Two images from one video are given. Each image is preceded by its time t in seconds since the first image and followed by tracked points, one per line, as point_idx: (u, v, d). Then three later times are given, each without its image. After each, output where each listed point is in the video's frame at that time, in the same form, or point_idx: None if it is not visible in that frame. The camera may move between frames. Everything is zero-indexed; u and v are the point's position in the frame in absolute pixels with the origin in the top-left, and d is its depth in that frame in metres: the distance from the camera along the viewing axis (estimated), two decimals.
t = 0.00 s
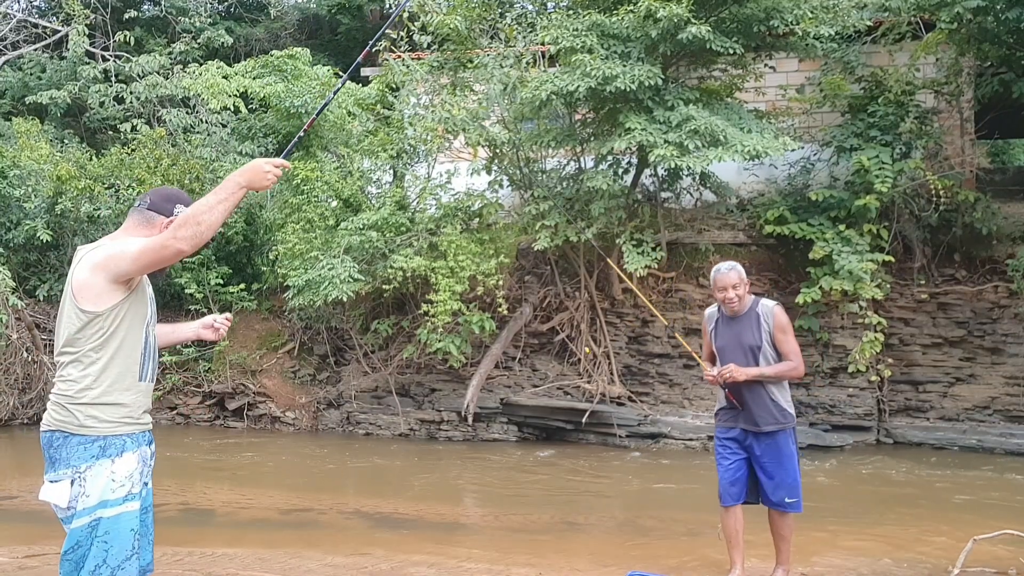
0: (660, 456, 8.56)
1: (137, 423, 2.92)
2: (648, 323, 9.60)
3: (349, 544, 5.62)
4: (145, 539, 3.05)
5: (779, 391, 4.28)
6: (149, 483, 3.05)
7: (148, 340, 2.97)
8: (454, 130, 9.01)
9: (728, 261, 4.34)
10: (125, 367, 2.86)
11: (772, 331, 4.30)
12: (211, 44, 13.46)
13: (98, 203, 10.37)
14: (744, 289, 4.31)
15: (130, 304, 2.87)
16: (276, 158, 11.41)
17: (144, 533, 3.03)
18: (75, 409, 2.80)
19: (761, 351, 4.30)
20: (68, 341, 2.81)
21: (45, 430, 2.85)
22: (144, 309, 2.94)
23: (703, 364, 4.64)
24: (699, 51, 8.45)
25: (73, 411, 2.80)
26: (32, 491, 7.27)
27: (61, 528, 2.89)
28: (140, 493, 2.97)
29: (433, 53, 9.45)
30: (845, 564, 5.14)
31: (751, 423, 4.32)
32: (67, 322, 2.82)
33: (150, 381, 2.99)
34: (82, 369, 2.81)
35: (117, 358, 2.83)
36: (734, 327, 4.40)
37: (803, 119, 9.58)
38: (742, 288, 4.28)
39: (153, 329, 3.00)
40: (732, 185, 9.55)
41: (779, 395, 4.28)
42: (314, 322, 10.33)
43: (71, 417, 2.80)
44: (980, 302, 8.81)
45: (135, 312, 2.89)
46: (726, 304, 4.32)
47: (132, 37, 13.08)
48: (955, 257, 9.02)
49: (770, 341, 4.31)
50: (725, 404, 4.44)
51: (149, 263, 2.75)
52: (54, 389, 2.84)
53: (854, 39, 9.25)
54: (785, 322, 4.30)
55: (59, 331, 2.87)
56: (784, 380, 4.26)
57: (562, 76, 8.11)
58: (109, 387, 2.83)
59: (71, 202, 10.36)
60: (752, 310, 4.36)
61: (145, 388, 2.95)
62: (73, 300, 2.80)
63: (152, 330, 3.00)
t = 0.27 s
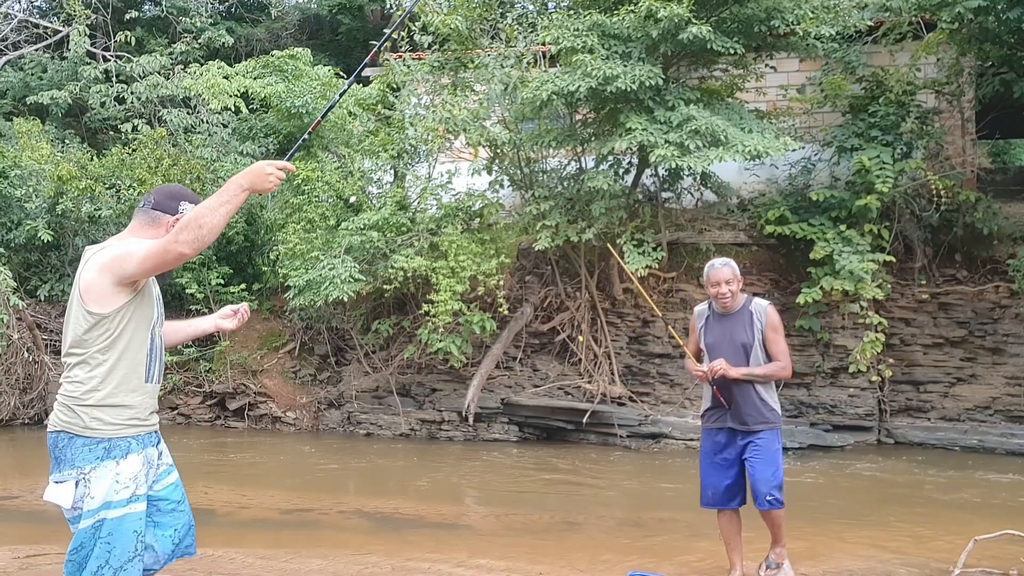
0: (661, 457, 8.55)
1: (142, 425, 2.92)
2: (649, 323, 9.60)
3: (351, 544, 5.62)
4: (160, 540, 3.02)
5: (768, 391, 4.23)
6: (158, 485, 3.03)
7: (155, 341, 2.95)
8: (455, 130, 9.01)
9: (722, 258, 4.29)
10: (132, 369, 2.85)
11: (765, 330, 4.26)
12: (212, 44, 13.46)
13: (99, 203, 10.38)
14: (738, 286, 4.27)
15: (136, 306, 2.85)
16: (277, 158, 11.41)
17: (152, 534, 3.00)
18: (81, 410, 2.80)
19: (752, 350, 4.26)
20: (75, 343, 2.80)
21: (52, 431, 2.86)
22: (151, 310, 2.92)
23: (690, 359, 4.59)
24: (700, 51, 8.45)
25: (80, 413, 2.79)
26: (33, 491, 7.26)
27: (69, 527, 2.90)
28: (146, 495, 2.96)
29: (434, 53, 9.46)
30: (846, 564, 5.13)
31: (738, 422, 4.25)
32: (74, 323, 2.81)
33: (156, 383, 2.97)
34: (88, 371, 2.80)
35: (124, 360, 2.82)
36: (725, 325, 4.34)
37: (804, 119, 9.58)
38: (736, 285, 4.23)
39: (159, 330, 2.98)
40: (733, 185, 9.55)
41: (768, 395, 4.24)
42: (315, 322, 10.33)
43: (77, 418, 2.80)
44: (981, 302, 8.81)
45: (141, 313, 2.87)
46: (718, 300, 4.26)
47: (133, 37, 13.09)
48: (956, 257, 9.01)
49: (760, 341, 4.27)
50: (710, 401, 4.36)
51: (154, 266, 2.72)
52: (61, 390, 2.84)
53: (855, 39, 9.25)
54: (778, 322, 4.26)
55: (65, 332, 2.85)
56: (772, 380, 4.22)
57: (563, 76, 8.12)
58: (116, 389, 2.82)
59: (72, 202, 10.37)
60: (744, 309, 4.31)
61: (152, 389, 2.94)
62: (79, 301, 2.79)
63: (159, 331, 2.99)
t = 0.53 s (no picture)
0: (662, 457, 8.56)
1: (161, 426, 2.92)
2: (650, 323, 9.61)
3: (351, 544, 5.62)
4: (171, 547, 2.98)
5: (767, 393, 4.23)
6: (175, 489, 3.01)
7: (173, 342, 2.96)
8: (456, 131, 9.01)
9: (724, 256, 4.27)
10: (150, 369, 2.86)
11: (765, 331, 4.24)
12: (213, 44, 13.46)
13: (100, 204, 10.39)
14: (740, 284, 4.25)
15: (154, 307, 2.86)
16: (278, 158, 11.41)
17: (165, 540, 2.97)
18: (101, 410, 2.81)
19: (752, 351, 4.24)
20: (95, 344, 2.82)
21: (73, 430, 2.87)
22: (169, 312, 2.92)
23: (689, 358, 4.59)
24: (701, 51, 8.45)
25: (99, 413, 2.81)
26: (34, 491, 7.27)
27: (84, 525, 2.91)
28: (162, 497, 2.94)
29: (435, 53, 9.47)
30: (846, 564, 5.14)
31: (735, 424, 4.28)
32: (94, 324, 2.83)
33: (175, 383, 2.98)
34: (107, 371, 2.81)
35: (142, 360, 2.83)
36: (726, 324, 4.33)
37: (805, 119, 9.58)
38: (737, 284, 4.22)
39: (178, 331, 2.99)
40: (734, 185, 9.56)
41: (767, 397, 4.23)
42: (315, 322, 10.34)
43: (96, 418, 2.81)
44: (982, 302, 8.82)
45: (158, 314, 2.88)
46: (719, 298, 4.25)
47: (134, 37, 13.09)
48: (957, 257, 9.00)
49: (761, 341, 4.25)
50: (709, 401, 4.38)
51: (166, 268, 2.71)
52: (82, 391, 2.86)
53: (856, 39, 9.26)
54: (779, 323, 4.24)
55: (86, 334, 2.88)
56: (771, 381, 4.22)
57: (564, 76, 8.12)
58: (135, 389, 2.82)
59: (73, 203, 10.38)
60: (745, 309, 4.29)
61: (171, 389, 2.94)
62: (97, 303, 2.81)
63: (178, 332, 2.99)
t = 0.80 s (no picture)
0: (663, 457, 8.56)
1: (195, 421, 2.84)
2: (651, 323, 9.60)
3: (352, 544, 5.61)
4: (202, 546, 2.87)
5: (774, 402, 4.09)
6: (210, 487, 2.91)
7: (206, 338, 2.89)
8: (456, 131, 9.01)
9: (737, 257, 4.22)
10: (180, 366, 2.79)
11: (774, 335, 4.11)
12: (214, 44, 13.47)
13: (100, 204, 10.40)
14: (751, 286, 4.20)
15: (182, 304, 2.79)
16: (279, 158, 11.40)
17: (197, 537, 2.87)
18: (134, 407, 2.77)
19: (761, 355, 4.14)
20: (128, 342, 2.79)
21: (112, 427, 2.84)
22: (198, 307, 2.85)
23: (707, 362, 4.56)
24: (702, 51, 8.45)
25: (132, 410, 2.77)
26: (35, 491, 7.26)
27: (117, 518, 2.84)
28: (196, 494, 2.85)
29: (436, 53, 9.48)
30: (848, 565, 5.13)
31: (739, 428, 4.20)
32: (126, 322, 2.81)
33: (209, 379, 2.90)
34: (138, 369, 2.77)
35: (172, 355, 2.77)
36: (737, 327, 4.26)
37: (806, 119, 9.57)
38: (747, 285, 4.16)
39: (211, 327, 2.91)
40: (735, 185, 9.57)
41: (774, 406, 4.10)
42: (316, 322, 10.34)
43: (130, 414, 2.77)
44: (983, 302, 8.81)
45: (188, 309, 2.81)
46: (729, 300, 4.20)
47: (135, 37, 13.11)
48: (958, 257, 9.00)
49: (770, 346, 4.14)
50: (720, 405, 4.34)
51: (180, 258, 2.65)
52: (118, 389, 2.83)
53: (857, 39, 9.26)
54: (790, 328, 4.09)
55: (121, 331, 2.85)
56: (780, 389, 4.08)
57: (565, 77, 8.12)
58: (165, 387, 2.77)
59: (74, 203, 10.39)
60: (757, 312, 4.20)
61: (205, 386, 2.87)
62: (128, 302, 2.79)
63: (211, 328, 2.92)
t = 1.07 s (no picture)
0: (664, 456, 8.56)
1: (217, 418, 2.90)
2: (652, 323, 9.59)
3: (352, 544, 5.61)
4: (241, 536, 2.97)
5: (780, 392, 4.01)
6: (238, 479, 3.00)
7: (229, 337, 2.92)
8: (457, 130, 9.01)
9: (751, 245, 4.16)
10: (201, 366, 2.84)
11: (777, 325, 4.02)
12: (215, 44, 13.47)
13: (102, 204, 10.40)
14: (762, 275, 4.14)
15: (202, 302, 2.82)
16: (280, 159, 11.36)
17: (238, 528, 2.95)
18: (156, 403, 2.84)
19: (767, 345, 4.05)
20: (156, 337, 2.88)
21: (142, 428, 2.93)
22: (220, 307, 2.88)
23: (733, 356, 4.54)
24: (703, 51, 8.45)
25: (155, 407, 2.84)
26: (36, 491, 7.27)
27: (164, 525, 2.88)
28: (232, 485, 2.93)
29: (437, 53, 9.48)
30: (849, 565, 5.13)
31: (752, 424, 4.15)
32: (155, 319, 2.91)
33: (233, 377, 2.94)
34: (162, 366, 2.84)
35: (192, 353, 2.83)
36: (750, 318, 4.20)
37: (807, 119, 9.57)
38: (756, 273, 4.10)
39: (236, 327, 2.95)
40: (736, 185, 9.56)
41: (783, 398, 4.00)
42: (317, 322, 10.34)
43: (154, 413, 2.85)
44: (984, 302, 8.80)
45: (210, 308, 2.85)
46: (740, 289, 4.16)
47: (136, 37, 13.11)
48: (959, 257, 8.99)
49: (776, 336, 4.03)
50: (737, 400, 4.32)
51: (182, 254, 2.71)
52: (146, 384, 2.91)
53: (858, 39, 9.27)
54: (794, 316, 3.96)
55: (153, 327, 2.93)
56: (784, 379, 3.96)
57: (566, 77, 8.12)
58: (186, 385, 2.83)
59: (75, 203, 10.40)
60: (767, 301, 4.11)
61: (225, 385, 2.91)
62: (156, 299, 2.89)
63: (236, 328, 2.94)
